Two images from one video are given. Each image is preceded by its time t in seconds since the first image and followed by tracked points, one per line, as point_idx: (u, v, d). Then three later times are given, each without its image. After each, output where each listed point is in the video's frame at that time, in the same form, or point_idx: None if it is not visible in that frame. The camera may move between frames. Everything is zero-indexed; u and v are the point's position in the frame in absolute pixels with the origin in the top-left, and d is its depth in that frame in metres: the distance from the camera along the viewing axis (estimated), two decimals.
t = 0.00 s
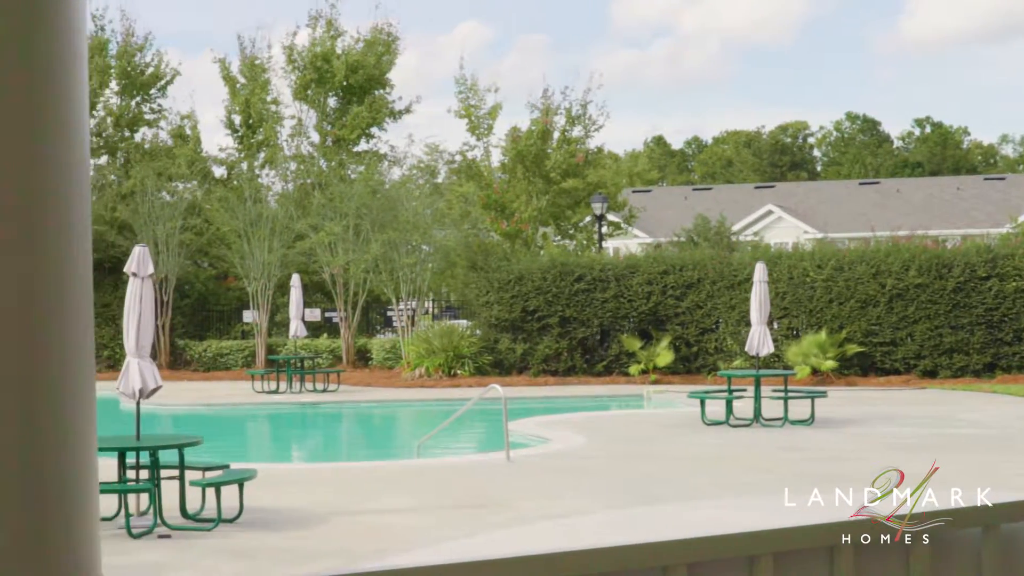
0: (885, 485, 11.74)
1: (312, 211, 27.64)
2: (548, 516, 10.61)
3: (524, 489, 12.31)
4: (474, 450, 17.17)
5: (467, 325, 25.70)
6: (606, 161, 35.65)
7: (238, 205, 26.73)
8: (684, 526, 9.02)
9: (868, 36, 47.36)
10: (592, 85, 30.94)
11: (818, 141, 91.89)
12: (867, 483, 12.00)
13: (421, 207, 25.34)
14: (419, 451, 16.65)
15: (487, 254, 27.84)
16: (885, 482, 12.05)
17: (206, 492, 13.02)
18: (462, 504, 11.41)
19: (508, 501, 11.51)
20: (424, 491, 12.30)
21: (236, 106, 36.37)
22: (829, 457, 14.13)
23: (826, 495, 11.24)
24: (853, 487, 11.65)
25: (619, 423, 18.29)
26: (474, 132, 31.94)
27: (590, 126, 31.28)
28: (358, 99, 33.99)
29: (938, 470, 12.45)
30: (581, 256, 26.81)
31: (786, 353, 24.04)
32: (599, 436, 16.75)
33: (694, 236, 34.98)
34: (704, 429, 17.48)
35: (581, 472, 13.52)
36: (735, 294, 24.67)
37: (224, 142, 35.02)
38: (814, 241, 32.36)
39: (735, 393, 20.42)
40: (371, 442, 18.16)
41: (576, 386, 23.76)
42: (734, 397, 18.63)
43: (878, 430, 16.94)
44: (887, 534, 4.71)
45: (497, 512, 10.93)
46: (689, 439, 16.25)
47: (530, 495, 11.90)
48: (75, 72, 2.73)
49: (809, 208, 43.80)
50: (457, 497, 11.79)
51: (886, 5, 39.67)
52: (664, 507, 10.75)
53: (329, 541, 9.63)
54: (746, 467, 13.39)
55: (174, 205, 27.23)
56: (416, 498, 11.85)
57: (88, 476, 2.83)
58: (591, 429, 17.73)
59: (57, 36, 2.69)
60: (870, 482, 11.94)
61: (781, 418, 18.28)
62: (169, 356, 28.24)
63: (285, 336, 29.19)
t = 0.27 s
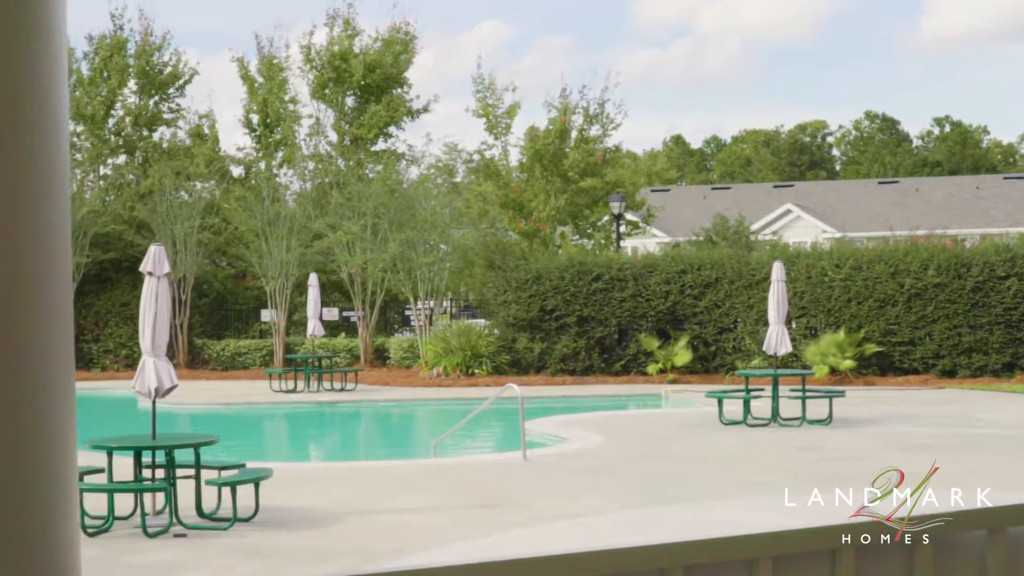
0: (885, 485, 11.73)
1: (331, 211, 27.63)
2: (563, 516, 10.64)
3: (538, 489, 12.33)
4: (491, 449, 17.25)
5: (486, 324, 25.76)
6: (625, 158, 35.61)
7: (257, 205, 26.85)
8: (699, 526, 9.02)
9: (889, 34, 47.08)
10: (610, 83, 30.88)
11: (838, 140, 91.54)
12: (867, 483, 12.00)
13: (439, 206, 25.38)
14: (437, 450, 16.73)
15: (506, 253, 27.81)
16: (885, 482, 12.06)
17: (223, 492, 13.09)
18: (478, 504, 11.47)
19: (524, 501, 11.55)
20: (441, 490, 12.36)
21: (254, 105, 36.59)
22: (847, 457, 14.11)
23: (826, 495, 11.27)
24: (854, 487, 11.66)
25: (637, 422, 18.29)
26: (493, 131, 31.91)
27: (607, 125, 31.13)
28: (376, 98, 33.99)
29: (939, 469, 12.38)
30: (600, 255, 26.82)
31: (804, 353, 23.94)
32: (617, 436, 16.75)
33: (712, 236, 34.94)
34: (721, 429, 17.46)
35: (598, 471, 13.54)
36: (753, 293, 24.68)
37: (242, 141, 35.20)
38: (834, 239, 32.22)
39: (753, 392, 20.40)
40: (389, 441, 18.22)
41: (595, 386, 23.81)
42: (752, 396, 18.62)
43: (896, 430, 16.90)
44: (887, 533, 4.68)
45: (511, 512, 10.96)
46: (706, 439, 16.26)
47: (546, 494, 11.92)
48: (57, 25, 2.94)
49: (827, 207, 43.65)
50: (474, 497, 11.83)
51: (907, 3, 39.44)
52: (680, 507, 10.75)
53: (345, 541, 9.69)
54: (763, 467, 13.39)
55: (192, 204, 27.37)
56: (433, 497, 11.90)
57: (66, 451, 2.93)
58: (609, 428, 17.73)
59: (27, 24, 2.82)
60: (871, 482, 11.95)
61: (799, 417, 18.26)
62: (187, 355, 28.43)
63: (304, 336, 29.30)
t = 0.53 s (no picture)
0: (887, 485, 11.74)
1: (351, 211, 27.70)
2: (580, 516, 10.67)
3: (552, 489, 12.37)
4: (511, 448, 17.31)
5: (506, 323, 25.81)
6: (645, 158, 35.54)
7: (277, 204, 26.97)
8: (714, 527, 9.03)
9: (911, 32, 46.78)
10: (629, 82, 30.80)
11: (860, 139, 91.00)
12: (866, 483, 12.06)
13: (458, 206, 25.41)
14: (457, 450, 16.81)
15: (526, 252, 27.82)
16: (885, 482, 12.11)
17: (243, 492, 13.20)
18: (495, 503, 11.51)
19: (542, 501, 11.58)
20: (460, 490, 12.43)
21: (275, 105, 36.71)
22: (866, 457, 14.07)
23: (826, 495, 11.31)
24: (853, 487, 11.71)
25: (656, 422, 18.31)
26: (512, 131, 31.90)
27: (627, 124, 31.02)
28: (395, 98, 34.02)
29: (938, 470, 12.34)
30: (619, 254, 26.80)
31: (824, 352, 23.87)
32: (636, 436, 16.78)
33: (732, 235, 34.89)
34: (740, 429, 17.47)
35: (616, 471, 13.57)
36: (773, 292, 24.67)
37: (262, 140, 35.34)
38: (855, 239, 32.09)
39: (772, 392, 20.37)
40: (409, 440, 18.30)
41: (614, 384, 23.84)
42: (772, 396, 18.60)
43: (916, 430, 16.85)
44: (887, 534, 5.35)
45: (526, 511, 11.00)
46: (726, 439, 16.26)
47: (564, 494, 11.96)
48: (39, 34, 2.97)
49: (848, 206, 43.48)
50: (492, 497, 11.89)
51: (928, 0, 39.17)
52: (697, 507, 10.76)
53: (362, 540, 9.75)
54: (781, 467, 13.38)
55: (213, 204, 27.46)
56: (451, 497, 11.96)
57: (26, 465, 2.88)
58: (628, 428, 17.76)
59: None
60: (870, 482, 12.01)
61: (818, 417, 18.22)
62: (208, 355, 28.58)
63: (324, 335, 29.39)
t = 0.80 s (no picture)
0: (886, 485, 11.64)
1: (372, 210, 27.69)
2: (600, 516, 10.52)
3: (571, 489, 12.25)
4: (531, 447, 17.21)
5: (526, 323, 25.74)
6: (667, 158, 35.44)
7: (299, 204, 26.96)
8: (735, 527, 8.86)
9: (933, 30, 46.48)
10: (650, 81, 30.72)
11: (882, 138, 90.49)
12: (865, 483, 11.95)
13: (480, 206, 25.36)
14: (476, 449, 16.70)
15: (547, 252, 27.76)
16: (885, 482, 12.00)
17: (261, 492, 13.10)
18: (514, 503, 11.38)
19: (561, 501, 11.43)
20: (479, 489, 12.33)
21: (296, 104, 36.86)
22: (889, 457, 13.88)
23: (827, 495, 11.19)
24: (852, 487, 11.60)
25: (677, 422, 18.14)
26: (533, 130, 31.88)
27: (648, 123, 30.93)
28: (417, 97, 34.05)
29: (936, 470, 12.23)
30: (640, 253, 26.70)
31: (846, 352, 23.61)
32: (657, 435, 16.61)
33: (754, 235, 34.83)
34: (762, 429, 17.29)
35: (636, 471, 13.42)
36: (795, 292, 24.51)
37: (283, 140, 35.52)
38: (878, 239, 31.91)
39: (794, 392, 20.19)
40: (428, 439, 18.21)
41: (636, 384, 23.74)
42: (794, 396, 18.41)
43: (939, 430, 16.65)
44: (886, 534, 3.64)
45: (546, 511, 10.89)
46: (748, 439, 16.08)
47: (585, 494, 11.82)
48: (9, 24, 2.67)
49: (870, 206, 43.24)
50: (511, 497, 11.76)
51: None
52: (717, 507, 10.61)
53: (382, 541, 9.63)
54: (803, 467, 13.21)
55: (234, 204, 27.40)
56: (470, 497, 11.83)
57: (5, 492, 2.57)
58: (649, 428, 17.61)
59: None
60: (869, 482, 11.89)
61: (840, 417, 18.01)
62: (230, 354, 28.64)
63: (344, 335, 29.45)
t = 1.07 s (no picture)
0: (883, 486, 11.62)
1: (393, 209, 27.66)
2: (618, 516, 10.47)
3: (587, 489, 12.18)
4: (551, 447, 17.16)
5: (547, 322, 25.66)
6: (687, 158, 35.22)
7: (319, 203, 26.98)
8: (752, 527, 8.80)
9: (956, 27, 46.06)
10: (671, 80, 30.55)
11: (905, 137, 89.74)
12: (867, 482, 11.87)
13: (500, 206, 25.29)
14: (495, 449, 16.67)
15: (567, 251, 27.65)
16: (884, 482, 11.89)
17: (280, 492, 13.09)
18: (532, 503, 11.33)
19: (580, 501, 11.39)
20: (497, 489, 12.30)
21: (316, 103, 36.90)
22: (909, 457, 13.76)
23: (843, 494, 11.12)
24: (853, 487, 11.53)
25: (698, 422, 18.04)
26: (554, 130, 31.76)
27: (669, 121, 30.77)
28: (438, 97, 33.97)
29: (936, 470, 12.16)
30: (661, 253, 26.56)
31: (867, 352, 23.42)
32: (677, 435, 16.53)
33: (776, 234, 34.56)
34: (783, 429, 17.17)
35: (655, 471, 13.34)
36: (816, 291, 24.43)
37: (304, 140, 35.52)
38: (901, 239, 31.62)
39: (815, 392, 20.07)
40: (447, 438, 18.19)
41: (657, 384, 23.62)
42: (814, 395, 18.28)
43: (962, 430, 16.49)
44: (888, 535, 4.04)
45: (563, 511, 10.82)
46: (769, 439, 15.97)
47: (604, 494, 11.77)
48: None
49: (894, 205, 42.90)
50: (529, 497, 11.71)
51: None
52: (735, 507, 10.54)
53: (400, 540, 9.61)
54: (823, 467, 13.12)
55: (255, 203, 27.36)
56: (489, 497, 11.79)
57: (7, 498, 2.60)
58: (669, 428, 17.52)
59: None
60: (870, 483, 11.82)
61: (861, 417, 17.87)
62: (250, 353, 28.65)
63: (365, 335, 29.42)
